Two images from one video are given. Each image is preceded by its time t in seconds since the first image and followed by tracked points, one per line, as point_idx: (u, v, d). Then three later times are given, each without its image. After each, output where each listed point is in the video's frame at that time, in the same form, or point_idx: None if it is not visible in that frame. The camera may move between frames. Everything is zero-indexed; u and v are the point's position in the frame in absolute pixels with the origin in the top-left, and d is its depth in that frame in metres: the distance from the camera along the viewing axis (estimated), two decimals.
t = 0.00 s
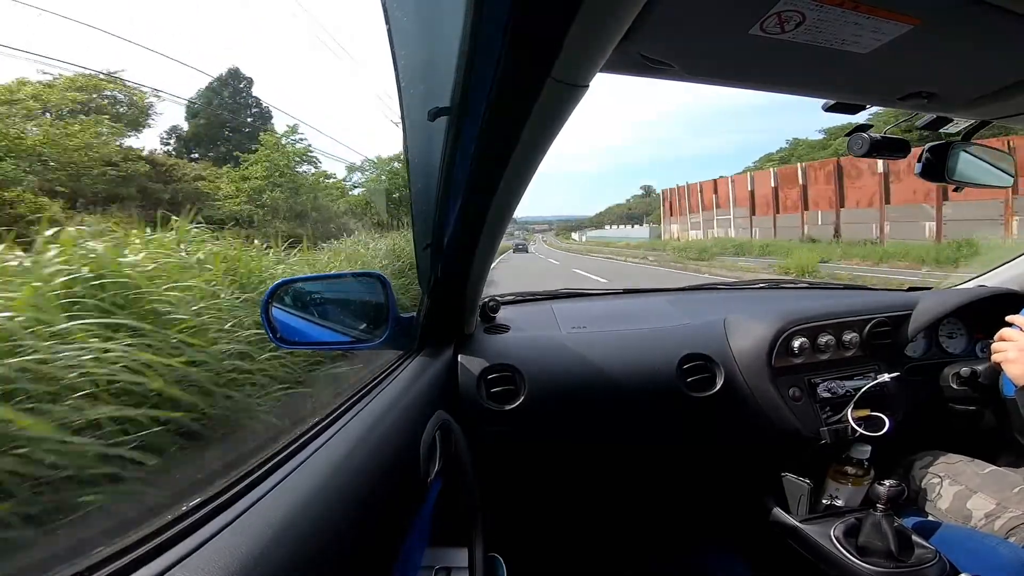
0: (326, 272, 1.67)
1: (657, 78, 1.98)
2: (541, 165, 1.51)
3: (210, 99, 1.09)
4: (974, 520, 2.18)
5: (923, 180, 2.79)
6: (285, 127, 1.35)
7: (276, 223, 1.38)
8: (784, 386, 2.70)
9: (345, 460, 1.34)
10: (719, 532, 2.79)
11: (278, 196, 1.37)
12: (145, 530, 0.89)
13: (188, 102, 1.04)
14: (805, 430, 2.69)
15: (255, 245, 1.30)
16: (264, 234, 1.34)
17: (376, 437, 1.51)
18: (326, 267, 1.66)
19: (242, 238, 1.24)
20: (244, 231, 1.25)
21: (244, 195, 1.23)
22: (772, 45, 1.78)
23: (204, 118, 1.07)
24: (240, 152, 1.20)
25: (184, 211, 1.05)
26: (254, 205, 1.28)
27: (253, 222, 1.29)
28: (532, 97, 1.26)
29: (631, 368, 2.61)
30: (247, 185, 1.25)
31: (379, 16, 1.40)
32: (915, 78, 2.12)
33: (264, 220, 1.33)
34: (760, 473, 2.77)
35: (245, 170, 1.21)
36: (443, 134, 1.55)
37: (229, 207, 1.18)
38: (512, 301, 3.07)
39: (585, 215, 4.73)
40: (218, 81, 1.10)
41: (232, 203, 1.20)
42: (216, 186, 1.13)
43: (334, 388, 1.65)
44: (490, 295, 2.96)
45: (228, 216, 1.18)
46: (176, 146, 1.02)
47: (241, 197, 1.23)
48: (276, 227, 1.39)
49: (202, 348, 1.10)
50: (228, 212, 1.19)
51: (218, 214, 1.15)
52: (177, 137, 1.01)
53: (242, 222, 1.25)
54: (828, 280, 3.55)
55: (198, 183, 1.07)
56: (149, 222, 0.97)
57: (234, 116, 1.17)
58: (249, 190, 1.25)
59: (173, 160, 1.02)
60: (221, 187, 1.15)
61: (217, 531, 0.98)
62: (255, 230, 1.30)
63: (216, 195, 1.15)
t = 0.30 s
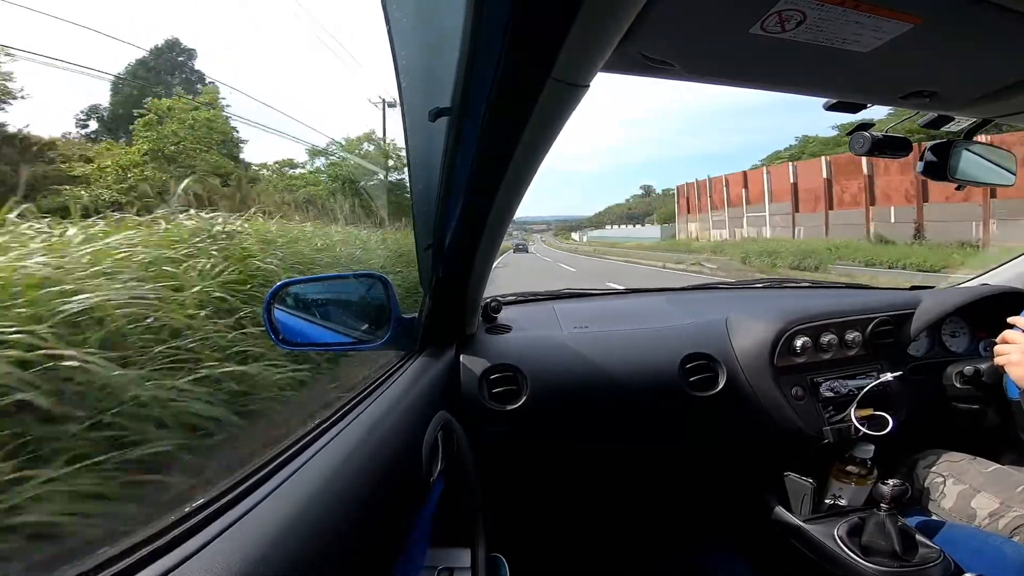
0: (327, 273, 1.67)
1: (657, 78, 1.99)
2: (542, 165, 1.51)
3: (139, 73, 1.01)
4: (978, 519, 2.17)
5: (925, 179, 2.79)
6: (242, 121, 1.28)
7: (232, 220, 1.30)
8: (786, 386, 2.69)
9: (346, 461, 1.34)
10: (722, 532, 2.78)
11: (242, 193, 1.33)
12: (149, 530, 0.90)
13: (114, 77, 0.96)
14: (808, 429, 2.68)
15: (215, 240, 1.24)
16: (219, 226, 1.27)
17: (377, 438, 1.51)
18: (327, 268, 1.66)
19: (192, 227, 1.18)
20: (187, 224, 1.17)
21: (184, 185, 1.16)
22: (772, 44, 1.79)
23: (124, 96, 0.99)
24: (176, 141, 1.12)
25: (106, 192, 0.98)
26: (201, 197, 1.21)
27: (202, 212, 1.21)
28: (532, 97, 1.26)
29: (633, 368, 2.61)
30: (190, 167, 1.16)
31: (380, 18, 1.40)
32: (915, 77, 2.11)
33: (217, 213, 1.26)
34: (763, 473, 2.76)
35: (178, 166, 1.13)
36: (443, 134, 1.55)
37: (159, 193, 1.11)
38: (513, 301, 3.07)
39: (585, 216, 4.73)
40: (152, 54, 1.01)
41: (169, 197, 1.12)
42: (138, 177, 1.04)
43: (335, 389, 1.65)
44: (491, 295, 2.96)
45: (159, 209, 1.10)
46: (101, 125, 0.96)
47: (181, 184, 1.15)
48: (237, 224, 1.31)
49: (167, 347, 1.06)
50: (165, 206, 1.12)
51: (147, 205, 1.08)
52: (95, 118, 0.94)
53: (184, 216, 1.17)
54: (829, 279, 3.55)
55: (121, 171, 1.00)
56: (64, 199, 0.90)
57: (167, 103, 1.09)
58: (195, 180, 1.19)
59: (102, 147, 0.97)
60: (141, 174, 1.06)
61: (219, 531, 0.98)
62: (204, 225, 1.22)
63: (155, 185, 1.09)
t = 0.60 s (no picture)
0: (328, 272, 1.67)
1: (658, 78, 1.98)
2: (542, 165, 1.51)
3: (37, 46, 0.79)
4: (977, 521, 2.17)
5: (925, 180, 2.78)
6: (235, 107, 1.16)
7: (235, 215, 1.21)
8: (785, 387, 2.69)
9: (345, 461, 1.34)
10: (720, 533, 2.78)
11: (253, 192, 1.27)
12: (147, 530, 0.90)
13: None
14: (807, 430, 2.69)
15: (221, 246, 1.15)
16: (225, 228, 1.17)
17: (377, 438, 1.51)
18: (326, 267, 1.65)
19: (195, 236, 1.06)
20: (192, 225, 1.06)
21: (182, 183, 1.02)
22: (774, 45, 1.78)
23: None
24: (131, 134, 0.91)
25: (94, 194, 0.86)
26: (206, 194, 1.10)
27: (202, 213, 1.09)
28: (533, 97, 1.26)
29: (633, 368, 2.61)
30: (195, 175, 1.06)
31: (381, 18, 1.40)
32: (917, 79, 2.12)
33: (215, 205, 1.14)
34: (762, 473, 2.76)
35: (185, 159, 1.02)
36: (444, 134, 1.55)
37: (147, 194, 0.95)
38: (513, 301, 3.07)
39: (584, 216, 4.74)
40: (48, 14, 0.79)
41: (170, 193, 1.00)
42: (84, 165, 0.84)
43: (334, 388, 1.65)
44: (491, 295, 2.96)
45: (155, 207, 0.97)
46: (64, 82, 0.82)
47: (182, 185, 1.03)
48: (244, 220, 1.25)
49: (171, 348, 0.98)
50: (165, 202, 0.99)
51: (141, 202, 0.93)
52: None
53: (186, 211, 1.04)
54: (829, 280, 3.54)
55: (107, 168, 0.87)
56: None
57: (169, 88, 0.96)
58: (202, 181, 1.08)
59: (73, 131, 0.83)
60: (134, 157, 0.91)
61: (218, 531, 0.98)
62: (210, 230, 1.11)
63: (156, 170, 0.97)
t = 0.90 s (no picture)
0: (328, 273, 1.67)
1: (659, 80, 1.98)
2: (542, 166, 1.51)
3: None
4: (975, 522, 2.17)
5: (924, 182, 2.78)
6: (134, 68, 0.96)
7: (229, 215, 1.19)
8: (785, 388, 2.69)
9: (345, 462, 1.34)
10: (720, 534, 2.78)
11: (254, 194, 1.27)
12: (145, 530, 0.90)
13: None
14: (806, 431, 2.69)
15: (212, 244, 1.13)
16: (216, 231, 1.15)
17: (377, 439, 1.51)
18: (327, 268, 1.65)
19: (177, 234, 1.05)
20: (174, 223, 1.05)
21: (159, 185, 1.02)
22: (774, 47, 1.78)
23: None
24: None
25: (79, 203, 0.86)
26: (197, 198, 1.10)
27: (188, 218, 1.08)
28: (533, 98, 1.26)
29: (632, 369, 2.61)
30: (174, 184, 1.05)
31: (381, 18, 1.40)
32: (917, 81, 2.12)
33: (145, 201, 1.00)
34: (762, 474, 2.77)
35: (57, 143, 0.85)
36: (444, 135, 1.55)
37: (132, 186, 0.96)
38: (513, 302, 3.07)
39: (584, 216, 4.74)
40: None
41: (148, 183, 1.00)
42: None
43: (334, 389, 1.65)
44: (491, 295, 2.96)
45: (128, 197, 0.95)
46: None
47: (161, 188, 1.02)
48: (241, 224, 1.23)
49: (162, 348, 0.97)
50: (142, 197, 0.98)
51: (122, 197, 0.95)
52: None
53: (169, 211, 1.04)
54: (829, 282, 3.54)
55: None
56: None
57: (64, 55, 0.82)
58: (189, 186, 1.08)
59: None
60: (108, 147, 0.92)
61: (217, 531, 0.98)
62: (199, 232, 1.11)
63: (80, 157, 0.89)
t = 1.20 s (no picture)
0: (328, 272, 1.67)
1: (659, 79, 1.98)
2: (542, 165, 1.51)
3: None
4: (976, 522, 2.17)
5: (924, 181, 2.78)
6: None
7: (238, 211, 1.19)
8: (785, 388, 2.69)
9: (344, 461, 1.34)
10: (720, 533, 2.78)
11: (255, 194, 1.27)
12: (146, 529, 0.90)
13: None
14: (806, 431, 2.69)
15: (218, 240, 1.13)
16: (224, 226, 1.15)
17: (377, 438, 1.51)
18: (326, 267, 1.65)
19: (188, 228, 1.04)
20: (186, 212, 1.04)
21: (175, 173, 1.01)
22: (774, 46, 1.78)
23: None
24: None
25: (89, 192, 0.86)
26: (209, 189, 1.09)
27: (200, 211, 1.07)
28: (532, 97, 1.27)
29: (632, 368, 2.61)
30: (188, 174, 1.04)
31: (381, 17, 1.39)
32: (916, 80, 2.12)
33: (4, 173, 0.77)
34: (762, 473, 2.77)
35: None
36: (444, 134, 1.55)
37: (148, 171, 0.95)
38: (513, 301, 3.07)
39: (583, 215, 4.72)
40: None
41: (167, 171, 0.99)
42: None
43: (333, 388, 1.65)
44: (491, 295, 2.96)
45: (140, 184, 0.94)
46: None
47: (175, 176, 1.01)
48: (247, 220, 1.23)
49: (167, 346, 0.98)
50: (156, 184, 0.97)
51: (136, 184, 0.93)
52: None
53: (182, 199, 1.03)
54: (829, 281, 3.53)
55: None
56: None
57: None
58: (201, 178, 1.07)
59: None
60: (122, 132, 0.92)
61: (217, 530, 0.98)
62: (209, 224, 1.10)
63: None
